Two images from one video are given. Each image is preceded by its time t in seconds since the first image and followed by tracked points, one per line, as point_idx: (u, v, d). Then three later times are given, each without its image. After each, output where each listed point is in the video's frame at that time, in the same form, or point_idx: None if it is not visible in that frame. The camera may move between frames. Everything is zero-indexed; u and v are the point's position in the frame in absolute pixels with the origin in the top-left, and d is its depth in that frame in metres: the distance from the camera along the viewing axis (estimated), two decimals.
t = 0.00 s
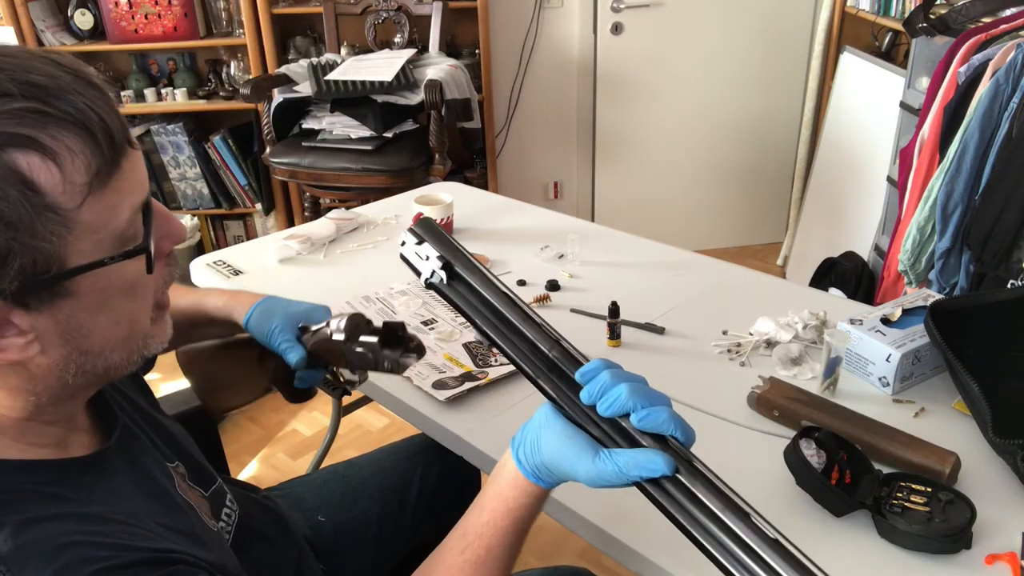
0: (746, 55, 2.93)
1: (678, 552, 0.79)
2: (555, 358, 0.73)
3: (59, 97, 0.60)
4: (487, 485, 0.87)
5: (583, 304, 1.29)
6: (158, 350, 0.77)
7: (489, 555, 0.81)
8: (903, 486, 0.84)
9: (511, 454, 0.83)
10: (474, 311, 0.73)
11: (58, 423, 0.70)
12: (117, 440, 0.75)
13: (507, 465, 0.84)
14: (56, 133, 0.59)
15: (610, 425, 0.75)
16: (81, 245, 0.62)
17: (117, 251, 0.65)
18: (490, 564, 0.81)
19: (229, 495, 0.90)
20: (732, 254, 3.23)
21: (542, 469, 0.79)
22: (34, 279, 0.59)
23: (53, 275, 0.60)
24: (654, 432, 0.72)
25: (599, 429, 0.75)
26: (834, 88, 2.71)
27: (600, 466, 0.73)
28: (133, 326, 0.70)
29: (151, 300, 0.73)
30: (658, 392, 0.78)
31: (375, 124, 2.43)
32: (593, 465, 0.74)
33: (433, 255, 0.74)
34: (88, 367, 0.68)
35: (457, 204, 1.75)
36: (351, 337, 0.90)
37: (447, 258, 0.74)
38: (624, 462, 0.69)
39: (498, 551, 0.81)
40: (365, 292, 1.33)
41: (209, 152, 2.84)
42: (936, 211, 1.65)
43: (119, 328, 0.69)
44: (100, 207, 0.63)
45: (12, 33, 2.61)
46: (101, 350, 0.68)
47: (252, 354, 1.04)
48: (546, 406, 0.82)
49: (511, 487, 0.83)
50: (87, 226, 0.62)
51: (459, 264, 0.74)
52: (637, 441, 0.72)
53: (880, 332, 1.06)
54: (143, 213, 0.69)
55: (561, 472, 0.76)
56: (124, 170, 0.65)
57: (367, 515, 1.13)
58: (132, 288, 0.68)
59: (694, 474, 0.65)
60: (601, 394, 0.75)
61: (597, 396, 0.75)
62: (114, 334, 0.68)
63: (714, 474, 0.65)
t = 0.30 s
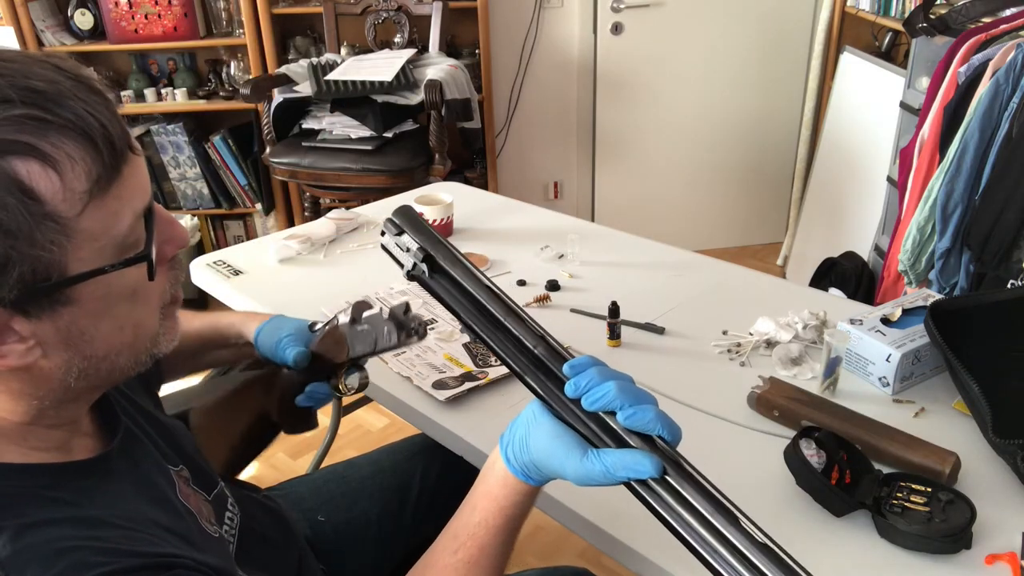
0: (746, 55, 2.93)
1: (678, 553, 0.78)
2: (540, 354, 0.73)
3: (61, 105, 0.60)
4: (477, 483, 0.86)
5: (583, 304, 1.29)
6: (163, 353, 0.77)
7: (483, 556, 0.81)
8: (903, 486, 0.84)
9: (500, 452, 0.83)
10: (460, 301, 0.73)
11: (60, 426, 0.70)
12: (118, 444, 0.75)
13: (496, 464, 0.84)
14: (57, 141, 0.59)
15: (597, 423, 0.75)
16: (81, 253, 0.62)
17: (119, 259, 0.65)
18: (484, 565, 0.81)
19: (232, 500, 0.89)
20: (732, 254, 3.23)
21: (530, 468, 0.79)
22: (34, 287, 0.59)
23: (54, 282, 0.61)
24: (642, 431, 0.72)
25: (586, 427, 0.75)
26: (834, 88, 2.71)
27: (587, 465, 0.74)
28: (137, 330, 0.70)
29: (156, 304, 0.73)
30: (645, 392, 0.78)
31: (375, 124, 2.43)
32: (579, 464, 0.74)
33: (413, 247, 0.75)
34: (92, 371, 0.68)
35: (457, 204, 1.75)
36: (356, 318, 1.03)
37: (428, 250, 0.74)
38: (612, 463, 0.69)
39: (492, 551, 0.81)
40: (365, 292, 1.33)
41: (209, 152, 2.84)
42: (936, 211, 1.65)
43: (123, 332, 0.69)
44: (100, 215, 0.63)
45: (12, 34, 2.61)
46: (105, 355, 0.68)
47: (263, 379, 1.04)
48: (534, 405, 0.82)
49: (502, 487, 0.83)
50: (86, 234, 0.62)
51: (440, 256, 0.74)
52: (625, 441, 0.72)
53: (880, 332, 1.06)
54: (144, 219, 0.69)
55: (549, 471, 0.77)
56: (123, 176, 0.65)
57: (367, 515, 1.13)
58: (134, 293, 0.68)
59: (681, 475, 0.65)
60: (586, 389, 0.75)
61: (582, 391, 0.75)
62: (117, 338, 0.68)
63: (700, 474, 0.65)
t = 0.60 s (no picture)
0: (746, 55, 2.93)
1: (678, 551, 0.79)
2: (534, 352, 0.73)
3: (44, 93, 0.60)
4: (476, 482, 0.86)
5: (583, 304, 1.29)
6: (164, 345, 0.77)
7: (482, 554, 0.81)
8: (903, 486, 0.84)
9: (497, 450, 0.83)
10: (454, 306, 0.73)
11: (62, 426, 0.70)
12: (121, 442, 0.76)
13: (494, 463, 0.84)
14: (42, 130, 0.59)
15: (592, 417, 0.75)
16: (75, 243, 0.62)
17: (115, 248, 0.66)
18: (483, 563, 0.81)
19: (234, 507, 0.88)
20: (732, 254, 3.23)
21: (528, 465, 0.79)
22: (30, 278, 0.59)
23: (50, 273, 0.61)
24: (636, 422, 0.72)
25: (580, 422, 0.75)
26: (834, 88, 2.71)
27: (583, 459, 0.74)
28: (137, 323, 0.70)
29: (156, 296, 0.73)
30: (638, 382, 0.78)
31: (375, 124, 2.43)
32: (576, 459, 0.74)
33: (405, 255, 0.75)
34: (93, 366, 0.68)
35: (457, 203, 1.74)
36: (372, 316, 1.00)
37: (420, 256, 0.74)
38: (606, 456, 0.69)
39: (490, 549, 0.81)
40: (365, 292, 1.33)
41: (209, 152, 2.83)
42: (936, 211, 1.65)
43: (122, 324, 0.69)
44: (92, 204, 0.63)
45: (12, 33, 2.61)
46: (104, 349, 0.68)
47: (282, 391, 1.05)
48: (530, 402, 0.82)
49: (499, 484, 0.83)
50: (79, 224, 0.62)
51: (432, 261, 0.74)
52: (619, 433, 0.72)
53: (880, 332, 1.06)
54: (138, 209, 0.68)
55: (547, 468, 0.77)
56: (114, 164, 0.65)
57: (367, 515, 1.13)
58: (133, 283, 0.68)
59: (676, 463, 0.65)
60: (579, 385, 0.74)
61: (575, 387, 0.74)
62: (118, 331, 0.68)
63: (694, 459, 0.65)
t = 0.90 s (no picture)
0: (746, 55, 2.93)
1: (677, 550, 0.79)
2: (530, 347, 0.73)
3: (41, 83, 0.60)
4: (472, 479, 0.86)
5: (583, 304, 1.29)
6: (166, 341, 0.77)
7: (480, 551, 0.81)
8: (903, 486, 0.84)
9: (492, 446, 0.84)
10: (457, 302, 0.74)
11: (63, 426, 0.70)
12: (123, 442, 0.76)
13: (489, 460, 0.84)
14: (39, 120, 0.59)
15: (585, 411, 0.75)
16: (73, 233, 0.62)
17: (113, 238, 0.65)
18: (481, 560, 0.81)
19: (235, 510, 0.87)
20: (732, 254, 3.23)
21: (522, 459, 0.79)
22: (28, 268, 0.59)
23: (47, 264, 0.61)
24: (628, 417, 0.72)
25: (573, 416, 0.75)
26: (834, 88, 2.71)
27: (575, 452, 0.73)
28: (138, 316, 0.70)
29: (156, 289, 0.73)
30: (631, 376, 0.78)
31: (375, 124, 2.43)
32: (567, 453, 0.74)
33: (413, 253, 0.75)
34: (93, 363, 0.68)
35: (457, 203, 1.75)
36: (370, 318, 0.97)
37: (427, 256, 0.74)
38: (597, 449, 0.69)
39: (488, 546, 0.81)
40: (365, 292, 1.33)
41: (209, 152, 2.83)
42: (936, 211, 1.65)
43: (123, 319, 0.69)
44: (89, 194, 0.63)
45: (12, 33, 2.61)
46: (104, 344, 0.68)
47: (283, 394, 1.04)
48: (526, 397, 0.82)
49: (495, 481, 0.83)
50: (76, 214, 0.62)
51: (437, 259, 0.74)
52: (611, 426, 0.72)
53: (880, 332, 1.06)
54: (136, 202, 0.69)
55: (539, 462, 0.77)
56: (111, 155, 0.65)
57: (367, 515, 1.13)
58: (132, 276, 0.68)
59: (664, 455, 0.66)
60: (573, 380, 0.75)
61: (569, 382, 0.75)
62: (119, 324, 0.68)
63: (682, 449, 0.66)
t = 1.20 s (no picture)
0: (745, 55, 2.93)
1: (675, 551, 0.79)
2: (530, 350, 0.74)
3: (36, 83, 0.60)
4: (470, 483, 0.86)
5: (583, 304, 1.29)
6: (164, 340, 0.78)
7: (478, 553, 0.81)
8: (903, 486, 0.83)
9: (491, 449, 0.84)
10: (457, 304, 0.75)
11: (62, 425, 0.70)
12: (122, 442, 0.75)
13: (488, 462, 0.84)
14: (35, 120, 0.59)
15: (583, 417, 0.75)
16: (70, 233, 0.62)
17: (111, 238, 0.66)
18: (480, 562, 0.81)
19: (235, 509, 0.88)
20: (732, 254, 3.23)
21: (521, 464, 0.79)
22: (26, 269, 0.59)
23: (45, 264, 0.61)
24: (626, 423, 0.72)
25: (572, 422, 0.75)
26: (834, 88, 2.71)
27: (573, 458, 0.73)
28: (136, 316, 0.70)
29: (154, 289, 0.73)
30: (630, 381, 0.78)
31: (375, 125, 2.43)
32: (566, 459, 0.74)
33: (413, 253, 0.77)
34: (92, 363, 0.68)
35: (457, 203, 1.75)
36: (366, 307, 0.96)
37: (426, 255, 0.76)
38: (595, 456, 0.69)
39: (486, 548, 0.81)
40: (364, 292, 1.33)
41: (209, 152, 2.83)
42: (936, 212, 1.65)
43: (121, 319, 0.69)
44: (86, 193, 0.63)
45: (12, 33, 2.61)
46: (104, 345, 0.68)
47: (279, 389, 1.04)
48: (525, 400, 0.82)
49: (494, 483, 0.83)
50: (73, 214, 0.62)
51: (437, 260, 0.76)
52: (610, 433, 0.72)
53: (880, 332, 1.06)
54: (133, 200, 0.69)
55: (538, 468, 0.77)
56: (107, 154, 0.65)
57: (367, 515, 1.13)
58: (130, 277, 0.69)
59: (661, 464, 0.66)
60: (570, 385, 0.74)
61: (567, 388, 0.74)
62: (117, 324, 0.68)
63: (680, 458, 0.65)
